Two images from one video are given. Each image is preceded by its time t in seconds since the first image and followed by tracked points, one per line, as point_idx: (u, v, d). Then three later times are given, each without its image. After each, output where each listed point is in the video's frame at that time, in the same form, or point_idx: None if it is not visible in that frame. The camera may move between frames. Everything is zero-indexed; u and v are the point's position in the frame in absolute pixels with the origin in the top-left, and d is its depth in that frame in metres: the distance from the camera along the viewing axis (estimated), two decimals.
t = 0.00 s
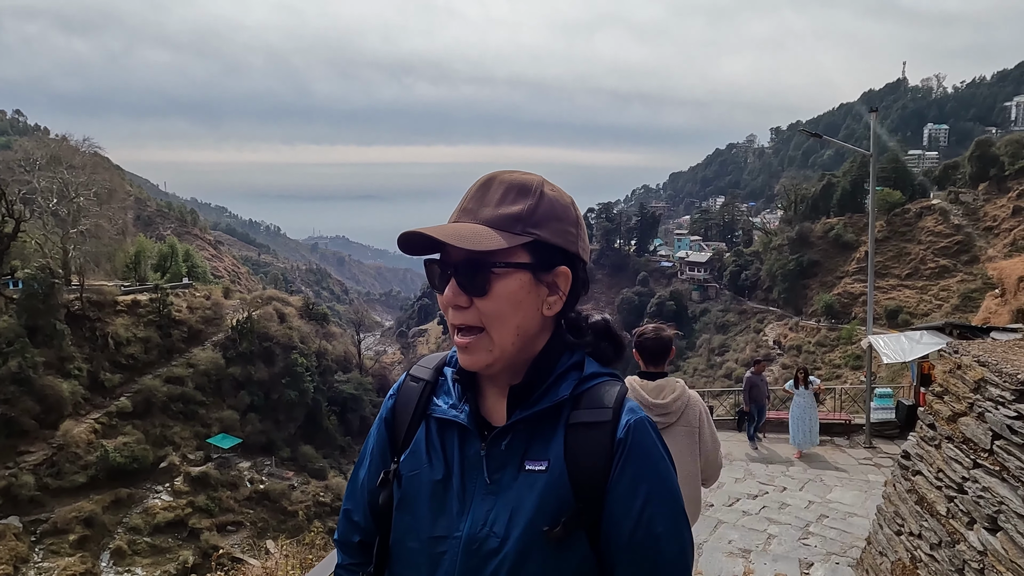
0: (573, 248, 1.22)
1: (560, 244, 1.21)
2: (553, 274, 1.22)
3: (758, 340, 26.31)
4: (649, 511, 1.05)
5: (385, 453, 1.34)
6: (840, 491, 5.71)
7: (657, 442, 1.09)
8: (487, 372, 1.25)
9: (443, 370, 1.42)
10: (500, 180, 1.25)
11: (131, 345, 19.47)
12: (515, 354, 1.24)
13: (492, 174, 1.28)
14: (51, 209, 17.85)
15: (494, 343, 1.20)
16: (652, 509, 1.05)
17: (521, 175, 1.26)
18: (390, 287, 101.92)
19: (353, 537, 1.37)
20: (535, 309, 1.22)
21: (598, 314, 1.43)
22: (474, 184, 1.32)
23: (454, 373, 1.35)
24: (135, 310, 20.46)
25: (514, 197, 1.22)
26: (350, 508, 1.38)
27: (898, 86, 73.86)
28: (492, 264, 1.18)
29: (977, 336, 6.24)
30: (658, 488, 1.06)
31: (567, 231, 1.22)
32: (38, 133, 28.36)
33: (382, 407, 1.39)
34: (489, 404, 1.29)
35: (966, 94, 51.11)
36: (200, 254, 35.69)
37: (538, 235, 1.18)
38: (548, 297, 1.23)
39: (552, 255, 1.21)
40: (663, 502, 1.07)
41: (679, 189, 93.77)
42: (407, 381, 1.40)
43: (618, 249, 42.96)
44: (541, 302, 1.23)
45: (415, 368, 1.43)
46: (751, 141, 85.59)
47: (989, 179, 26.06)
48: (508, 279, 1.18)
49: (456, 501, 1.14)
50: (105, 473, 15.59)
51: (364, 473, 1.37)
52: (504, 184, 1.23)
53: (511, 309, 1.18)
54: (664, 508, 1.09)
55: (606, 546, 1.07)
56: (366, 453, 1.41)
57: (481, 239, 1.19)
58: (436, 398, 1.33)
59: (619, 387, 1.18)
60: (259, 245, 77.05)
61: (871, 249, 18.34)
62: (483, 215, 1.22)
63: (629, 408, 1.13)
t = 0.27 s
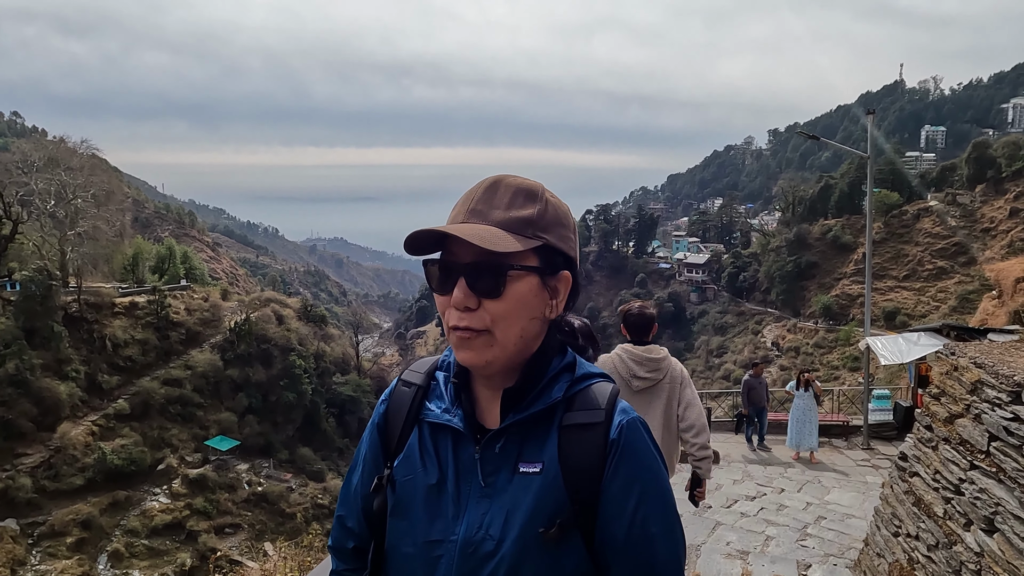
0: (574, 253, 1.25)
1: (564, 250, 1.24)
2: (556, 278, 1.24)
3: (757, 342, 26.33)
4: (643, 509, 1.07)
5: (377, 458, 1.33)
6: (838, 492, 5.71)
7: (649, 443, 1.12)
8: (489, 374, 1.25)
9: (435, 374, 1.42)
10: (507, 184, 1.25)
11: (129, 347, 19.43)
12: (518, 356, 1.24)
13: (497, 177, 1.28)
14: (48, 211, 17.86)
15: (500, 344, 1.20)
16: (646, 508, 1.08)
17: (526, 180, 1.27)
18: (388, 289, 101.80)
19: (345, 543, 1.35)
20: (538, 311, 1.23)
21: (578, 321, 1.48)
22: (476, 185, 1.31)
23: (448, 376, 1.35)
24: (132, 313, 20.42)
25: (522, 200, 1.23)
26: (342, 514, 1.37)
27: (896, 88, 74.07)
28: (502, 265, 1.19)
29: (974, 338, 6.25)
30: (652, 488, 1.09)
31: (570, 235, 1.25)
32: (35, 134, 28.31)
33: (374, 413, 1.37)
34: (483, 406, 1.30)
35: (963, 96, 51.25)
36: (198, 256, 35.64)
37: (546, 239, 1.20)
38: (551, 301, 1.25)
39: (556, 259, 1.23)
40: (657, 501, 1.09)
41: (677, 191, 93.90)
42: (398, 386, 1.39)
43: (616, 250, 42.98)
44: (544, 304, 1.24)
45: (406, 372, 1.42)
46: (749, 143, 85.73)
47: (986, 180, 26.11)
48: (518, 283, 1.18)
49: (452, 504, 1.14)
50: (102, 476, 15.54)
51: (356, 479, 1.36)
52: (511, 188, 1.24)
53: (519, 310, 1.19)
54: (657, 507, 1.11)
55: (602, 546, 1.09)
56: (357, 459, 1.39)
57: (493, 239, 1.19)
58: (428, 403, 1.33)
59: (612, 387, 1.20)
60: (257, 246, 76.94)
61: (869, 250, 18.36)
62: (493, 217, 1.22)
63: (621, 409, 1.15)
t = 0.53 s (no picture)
0: (564, 252, 1.26)
1: (556, 248, 1.25)
2: (548, 278, 1.25)
3: (754, 343, 26.36)
4: (638, 502, 1.07)
5: (369, 461, 1.32)
6: (836, 493, 5.72)
7: (641, 437, 1.12)
8: (482, 376, 1.25)
9: (426, 375, 1.41)
10: (499, 184, 1.25)
11: (125, 349, 19.37)
12: (512, 356, 1.25)
13: (489, 176, 1.27)
14: (45, 213, 17.82)
15: (494, 344, 1.20)
16: (641, 501, 1.08)
17: (517, 181, 1.27)
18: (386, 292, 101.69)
19: (339, 548, 1.35)
20: (531, 311, 1.24)
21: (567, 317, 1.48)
22: (466, 184, 1.30)
23: (439, 377, 1.35)
24: (129, 315, 20.37)
25: (513, 201, 1.23)
26: (336, 519, 1.37)
27: (892, 90, 74.35)
28: (494, 265, 1.19)
29: (971, 338, 6.26)
30: (646, 482, 1.09)
31: (560, 234, 1.27)
32: (33, 136, 28.22)
33: (366, 416, 1.36)
34: (476, 405, 1.29)
35: (959, 98, 51.46)
36: (195, 258, 35.56)
37: (539, 238, 1.20)
38: (542, 300, 1.26)
39: (548, 258, 1.24)
40: (651, 495, 1.09)
41: (674, 193, 94.10)
42: (389, 389, 1.38)
43: (613, 252, 43.01)
44: (537, 304, 1.25)
45: (397, 374, 1.41)
46: (746, 145, 85.98)
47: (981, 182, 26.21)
48: (513, 283, 1.19)
49: (447, 504, 1.14)
50: (98, 478, 15.48)
51: (349, 483, 1.35)
52: (503, 189, 1.24)
53: (513, 310, 1.20)
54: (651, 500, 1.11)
55: (600, 543, 1.08)
56: (349, 463, 1.39)
57: (486, 240, 1.19)
58: (420, 404, 1.32)
59: (602, 382, 1.21)
60: (254, 248, 76.78)
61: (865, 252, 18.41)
62: (487, 219, 1.21)
63: (612, 403, 1.15)
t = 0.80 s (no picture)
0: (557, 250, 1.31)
1: (550, 247, 1.31)
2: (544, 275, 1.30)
3: (751, 346, 26.40)
4: (634, 497, 1.06)
5: (362, 469, 1.31)
6: (833, 495, 5.71)
7: (633, 432, 1.12)
8: (491, 376, 1.26)
9: (415, 380, 1.40)
10: (501, 184, 1.25)
11: (122, 352, 19.29)
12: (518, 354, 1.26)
13: (484, 176, 1.27)
14: (41, 215, 17.75)
15: (509, 343, 1.21)
16: (636, 497, 1.07)
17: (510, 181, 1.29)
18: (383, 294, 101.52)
19: (332, 559, 1.34)
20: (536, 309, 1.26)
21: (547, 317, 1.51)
22: (461, 183, 1.28)
23: (430, 381, 1.35)
24: (126, 317, 20.29)
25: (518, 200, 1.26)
26: (328, 530, 1.35)
27: (888, 93, 74.70)
28: (506, 262, 1.21)
29: (967, 341, 6.28)
30: (642, 477, 1.08)
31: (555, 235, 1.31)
32: (29, 139, 28.12)
33: (355, 424, 1.35)
34: (468, 406, 1.28)
35: (955, 101, 51.74)
36: (192, 260, 35.44)
37: (541, 237, 1.25)
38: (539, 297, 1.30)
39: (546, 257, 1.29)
40: (647, 491, 1.09)
41: (671, 196, 94.28)
42: (378, 396, 1.36)
43: (610, 255, 43.05)
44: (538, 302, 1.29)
45: (385, 381, 1.40)
46: (742, 148, 86.22)
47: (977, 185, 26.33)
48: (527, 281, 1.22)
49: (443, 509, 1.13)
50: (94, 482, 15.40)
51: (341, 492, 1.34)
52: (505, 189, 1.25)
53: (527, 308, 1.22)
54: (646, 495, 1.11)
55: (595, 541, 1.08)
56: (340, 473, 1.37)
57: (500, 238, 1.20)
58: (411, 410, 1.31)
59: (593, 379, 1.21)
60: (250, 251, 76.60)
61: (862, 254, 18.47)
62: (498, 218, 1.21)
63: (603, 400, 1.15)
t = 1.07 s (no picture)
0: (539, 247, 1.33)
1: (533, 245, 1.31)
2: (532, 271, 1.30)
3: (747, 347, 26.43)
4: (627, 495, 1.05)
5: (353, 476, 1.29)
6: (830, 497, 5.71)
7: (626, 431, 1.10)
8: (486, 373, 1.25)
9: (404, 385, 1.38)
10: (482, 184, 1.26)
11: (118, 355, 19.20)
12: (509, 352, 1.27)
13: (465, 177, 1.27)
14: (37, 217, 17.66)
15: (504, 338, 1.21)
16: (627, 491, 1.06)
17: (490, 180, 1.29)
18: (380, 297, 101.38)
19: (323, 566, 1.32)
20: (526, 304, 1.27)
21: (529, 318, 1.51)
22: (442, 184, 1.28)
23: (419, 383, 1.34)
24: (121, 320, 20.21)
25: (502, 198, 1.26)
26: (320, 539, 1.33)
27: (883, 95, 75.10)
28: (498, 259, 1.22)
29: (963, 342, 6.29)
30: (634, 475, 1.07)
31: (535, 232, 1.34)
32: (24, 141, 28.00)
33: (345, 431, 1.33)
34: (459, 408, 1.27)
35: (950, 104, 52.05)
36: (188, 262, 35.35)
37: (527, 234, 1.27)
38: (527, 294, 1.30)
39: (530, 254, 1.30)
40: (640, 488, 1.08)
41: (667, 198, 94.50)
42: (366, 402, 1.35)
43: (607, 257, 43.08)
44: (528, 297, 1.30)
45: (374, 387, 1.38)
46: (738, 150, 86.49)
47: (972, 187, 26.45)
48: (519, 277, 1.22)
49: (436, 514, 1.12)
50: (90, 485, 15.31)
51: (332, 500, 1.32)
52: (488, 188, 1.25)
53: (521, 303, 1.23)
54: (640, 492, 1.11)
55: (590, 539, 1.07)
56: (331, 480, 1.35)
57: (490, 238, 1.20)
58: (401, 415, 1.29)
59: (583, 377, 1.20)
60: (247, 253, 76.39)
61: (859, 256, 18.52)
62: (485, 216, 1.22)
63: (595, 398, 1.14)
